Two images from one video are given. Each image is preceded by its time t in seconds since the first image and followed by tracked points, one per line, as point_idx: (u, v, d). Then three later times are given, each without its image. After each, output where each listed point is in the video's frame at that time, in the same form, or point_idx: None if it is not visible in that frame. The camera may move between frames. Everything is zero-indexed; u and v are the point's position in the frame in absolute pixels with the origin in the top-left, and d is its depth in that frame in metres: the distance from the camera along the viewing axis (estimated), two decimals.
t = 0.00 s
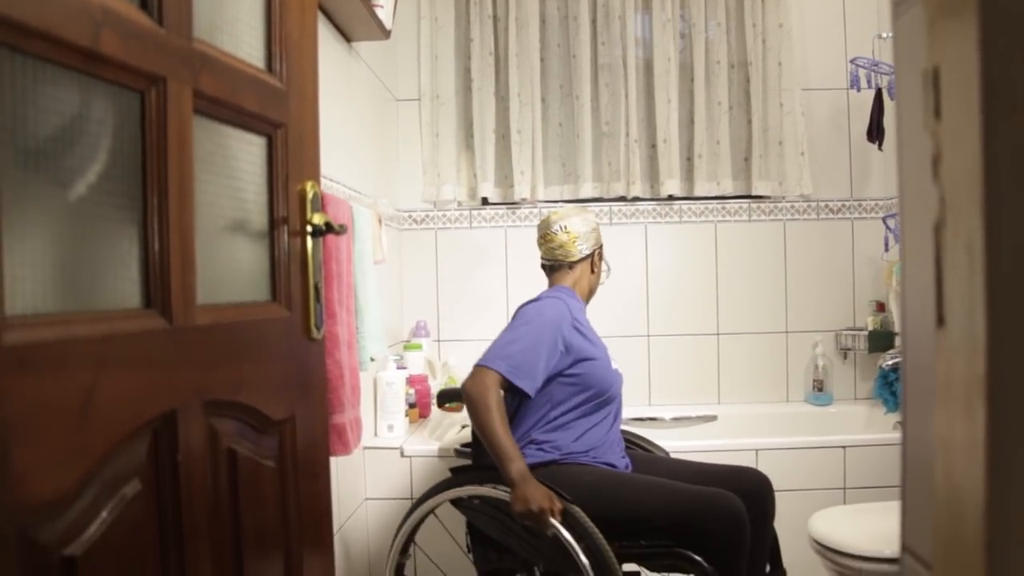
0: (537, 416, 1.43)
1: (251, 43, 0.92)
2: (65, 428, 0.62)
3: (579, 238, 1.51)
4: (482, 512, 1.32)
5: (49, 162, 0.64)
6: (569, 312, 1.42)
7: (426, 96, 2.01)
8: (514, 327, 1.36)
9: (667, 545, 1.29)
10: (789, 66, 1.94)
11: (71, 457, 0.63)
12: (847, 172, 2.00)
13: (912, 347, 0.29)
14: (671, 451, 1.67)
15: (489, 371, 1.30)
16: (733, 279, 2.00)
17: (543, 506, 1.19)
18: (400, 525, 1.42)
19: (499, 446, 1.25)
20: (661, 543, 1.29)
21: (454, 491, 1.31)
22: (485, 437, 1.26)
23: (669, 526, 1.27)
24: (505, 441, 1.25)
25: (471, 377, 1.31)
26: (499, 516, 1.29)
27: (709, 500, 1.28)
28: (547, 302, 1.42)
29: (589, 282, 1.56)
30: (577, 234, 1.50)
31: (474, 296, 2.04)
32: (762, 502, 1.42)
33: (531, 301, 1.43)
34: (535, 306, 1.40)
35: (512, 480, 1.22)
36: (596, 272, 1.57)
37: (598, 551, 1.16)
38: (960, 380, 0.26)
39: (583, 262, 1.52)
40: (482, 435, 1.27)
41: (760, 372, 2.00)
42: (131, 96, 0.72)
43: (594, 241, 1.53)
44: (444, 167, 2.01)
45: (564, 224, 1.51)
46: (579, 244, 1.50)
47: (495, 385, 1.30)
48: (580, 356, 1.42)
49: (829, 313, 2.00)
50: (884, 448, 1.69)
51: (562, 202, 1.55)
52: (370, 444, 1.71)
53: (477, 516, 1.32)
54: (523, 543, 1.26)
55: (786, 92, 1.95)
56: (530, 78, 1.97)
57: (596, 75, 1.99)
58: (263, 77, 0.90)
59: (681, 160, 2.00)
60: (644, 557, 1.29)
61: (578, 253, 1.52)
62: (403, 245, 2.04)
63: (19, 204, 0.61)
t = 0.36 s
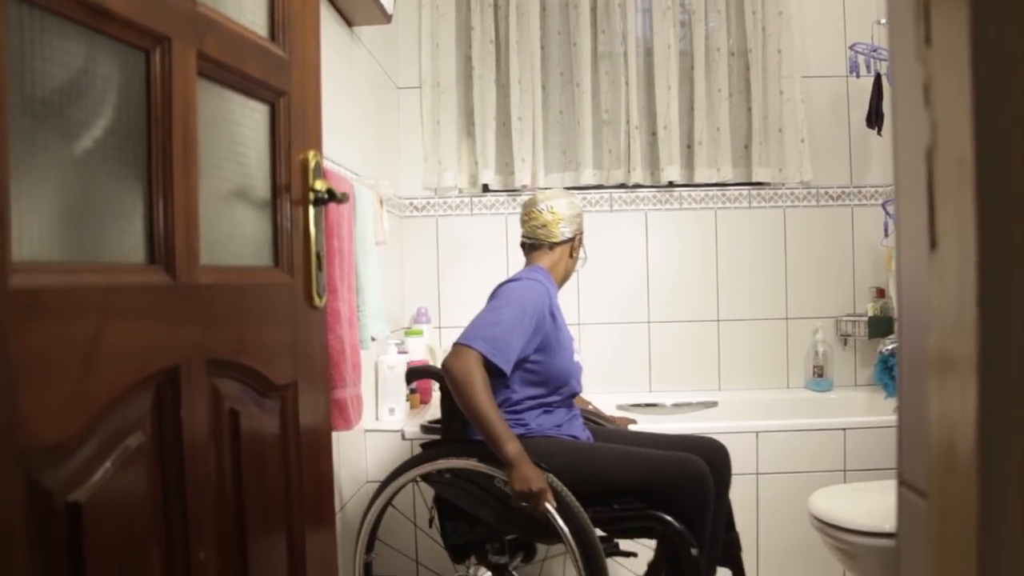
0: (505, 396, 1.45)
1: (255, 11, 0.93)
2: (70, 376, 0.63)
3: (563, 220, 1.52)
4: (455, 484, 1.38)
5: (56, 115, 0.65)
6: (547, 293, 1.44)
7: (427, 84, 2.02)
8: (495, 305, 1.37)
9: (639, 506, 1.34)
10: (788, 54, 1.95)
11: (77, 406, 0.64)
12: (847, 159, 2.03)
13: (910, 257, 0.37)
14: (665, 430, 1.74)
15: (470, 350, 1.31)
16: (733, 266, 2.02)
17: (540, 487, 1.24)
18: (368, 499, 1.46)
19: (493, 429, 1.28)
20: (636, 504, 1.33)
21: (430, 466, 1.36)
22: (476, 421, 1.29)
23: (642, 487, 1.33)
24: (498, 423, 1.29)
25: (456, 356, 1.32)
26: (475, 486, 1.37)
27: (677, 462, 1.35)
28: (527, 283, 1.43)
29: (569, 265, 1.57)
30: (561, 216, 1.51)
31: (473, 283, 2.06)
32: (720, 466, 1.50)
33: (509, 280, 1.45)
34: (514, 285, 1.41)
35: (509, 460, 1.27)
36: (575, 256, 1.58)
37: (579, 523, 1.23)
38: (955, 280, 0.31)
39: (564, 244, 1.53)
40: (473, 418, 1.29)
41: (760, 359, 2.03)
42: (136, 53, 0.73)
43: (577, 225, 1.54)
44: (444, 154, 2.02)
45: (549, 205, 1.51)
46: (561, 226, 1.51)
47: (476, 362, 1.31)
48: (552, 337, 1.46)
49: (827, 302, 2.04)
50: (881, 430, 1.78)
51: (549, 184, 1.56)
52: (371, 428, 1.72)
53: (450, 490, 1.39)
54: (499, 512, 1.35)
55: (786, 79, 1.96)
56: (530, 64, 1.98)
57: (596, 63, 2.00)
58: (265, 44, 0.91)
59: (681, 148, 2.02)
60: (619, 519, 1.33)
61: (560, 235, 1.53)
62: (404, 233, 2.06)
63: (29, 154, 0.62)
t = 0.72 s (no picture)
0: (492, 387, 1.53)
1: None
2: (79, 330, 0.63)
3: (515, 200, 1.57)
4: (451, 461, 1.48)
5: (64, 74, 0.66)
6: (505, 279, 1.51)
7: (428, 74, 2.15)
8: (466, 309, 1.43)
9: (632, 471, 1.45)
10: (788, 43, 2.13)
11: (84, 361, 0.64)
12: (848, 149, 2.24)
13: (903, 179, 0.38)
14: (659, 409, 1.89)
15: (471, 365, 1.38)
16: (735, 254, 2.23)
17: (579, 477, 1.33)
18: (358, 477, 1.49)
19: (527, 430, 1.34)
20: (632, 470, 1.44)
21: (436, 443, 1.43)
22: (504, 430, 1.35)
23: (634, 453, 1.45)
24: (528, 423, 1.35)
25: (469, 376, 1.37)
26: (471, 461, 1.46)
27: (664, 428, 1.46)
28: (484, 273, 1.49)
29: (527, 245, 1.63)
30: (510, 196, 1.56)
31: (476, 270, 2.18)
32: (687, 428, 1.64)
33: (465, 275, 1.50)
34: (475, 282, 1.47)
35: (548, 456, 1.34)
36: (535, 235, 1.63)
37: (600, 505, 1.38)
38: (951, 197, 0.32)
39: (515, 224, 1.59)
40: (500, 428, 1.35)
41: (760, 345, 2.25)
42: (142, 18, 0.74)
43: (531, 205, 1.58)
44: (446, 143, 2.14)
45: (500, 186, 1.57)
46: (512, 207, 1.57)
47: (478, 373, 1.39)
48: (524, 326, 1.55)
49: (825, 291, 2.25)
50: (880, 415, 1.96)
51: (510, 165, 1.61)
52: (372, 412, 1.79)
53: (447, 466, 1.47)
54: (493, 486, 1.45)
55: (785, 68, 2.15)
56: (530, 52, 2.12)
57: (597, 53, 2.16)
58: (269, 15, 0.93)
59: (682, 137, 2.20)
60: (614, 484, 1.44)
61: (511, 215, 1.58)
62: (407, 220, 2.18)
63: (36, 110, 0.62)
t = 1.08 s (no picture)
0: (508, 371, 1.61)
1: None
2: (84, 300, 0.62)
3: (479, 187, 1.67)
4: (474, 449, 1.44)
5: (69, 43, 0.66)
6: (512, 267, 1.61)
7: (430, 66, 2.23)
8: (495, 296, 1.50)
9: (644, 445, 1.55)
10: (788, 35, 2.20)
11: (88, 330, 0.62)
12: (847, 141, 2.33)
13: (899, 140, 0.39)
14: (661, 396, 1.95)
15: (522, 347, 1.47)
16: (733, 246, 2.32)
17: (628, 474, 1.40)
18: (384, 480, 1.41)
19: (586, 426, 1.40)
20: (639, 444, 1.55)
21: (472, 430, 1.39)
22: (567, 424, 1.41)
23: (644, 428, 1.56)
24: (585, 419, 1.42)
25: (534, 363, 1.45)
26: (499, 448, 1.45)
27: (664, 402, 1.60)
28: (496, 262, 1.58)
29: (500, 228, 1.70)
30: (471, 183, 1.66)
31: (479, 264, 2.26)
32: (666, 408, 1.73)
33: (478, 264, 1.57)
34: (493, 270, 1.55)
35: (601, 451, 1.41)
36: (507, 217, 1.70)
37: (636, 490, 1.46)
38: (944, 175, 0.34)
39: (482, 210, 1.68)
40: (562, 420, 1.41)
41: (759, 337, 2.33)
42: None
43: (495, 190, 1.66)
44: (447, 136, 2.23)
45: (464, 174, 1.68)
46: (476, 192, 1.66)
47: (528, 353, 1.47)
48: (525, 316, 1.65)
49: (824, 283, 2.34)
50: (879, 403, 1.98)
51: (479, 153, 1.70)
52: (373, 401, 1.86)
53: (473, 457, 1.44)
54: (519, 470, 1.45)
55: (785, 60, 2.22)
56: (532, 45, 2.20)
57: (597, 45, 2.24)
58: None
59: (682, 129, 2.28)
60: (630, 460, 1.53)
61: (478, 202, 1.68)
62: (409, 211, 2.29)
63: (34, 75, 0.61)
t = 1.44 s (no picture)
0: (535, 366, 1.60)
1: None
2: (84, 296, 0.61)
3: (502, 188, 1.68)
4: (494, 449, 1.44)
5: (69, 40, 0.66)
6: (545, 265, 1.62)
7: (431, 66, 2.24)
8: (541, 293, 1.51)
9: (652, 441, 1.56)
10: (788, 35, 2.20)
11: (89, 327, 0.62)
12: (847, 141, 2.34)
13: (899, 137, 0.39)
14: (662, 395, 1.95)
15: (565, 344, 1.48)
16: (733, 246, 2.32)
17: (647, 469, 1.45)
18: (405, 484, 1.39)
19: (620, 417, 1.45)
20: (646, 440, 1.56)
21: (495, 428, 1.38)
22: (597, 421, 1.43)
23: (652, 424, 1.57)
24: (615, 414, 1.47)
25: (568, 362, 1.46)
26: (517, 446, 1.44)
27: (666, 398, 1.61)
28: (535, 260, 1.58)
29: (521, 229, 1.70)
30: (494, 184, 1.67)
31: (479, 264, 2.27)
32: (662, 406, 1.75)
33: (518, 260, 1.57)
34: (539, 269, 1.55)
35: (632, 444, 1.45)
36: (529, 219, 1.70)
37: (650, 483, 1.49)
38: (945, 174, 0.34)
39: (504, 211, 1.68)
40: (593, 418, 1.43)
41: (759, 337, 2.33)
42: None
43: (517, 192, 1.67)
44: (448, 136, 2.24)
45: (487, 176, 1.69)
46: (499, 193, 1.67)
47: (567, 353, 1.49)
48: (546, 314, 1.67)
49: (825, 283, 2.34)
50: (878, 402, 1.99)
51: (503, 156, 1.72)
52: (373, 400, 1.86)
53: (494, 457, 1.43)
54: (537, 469, 1.45)
55: (786, 60, 2.22)
56: (532, 44, 2.20)
57: (597, 45, 2.25)
58: None
59: (682, 128, 2.28)
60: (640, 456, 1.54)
61: (500, 203, 1.69)
62: (409, 211, 2.29)
63: (34, 71, 0.61)
